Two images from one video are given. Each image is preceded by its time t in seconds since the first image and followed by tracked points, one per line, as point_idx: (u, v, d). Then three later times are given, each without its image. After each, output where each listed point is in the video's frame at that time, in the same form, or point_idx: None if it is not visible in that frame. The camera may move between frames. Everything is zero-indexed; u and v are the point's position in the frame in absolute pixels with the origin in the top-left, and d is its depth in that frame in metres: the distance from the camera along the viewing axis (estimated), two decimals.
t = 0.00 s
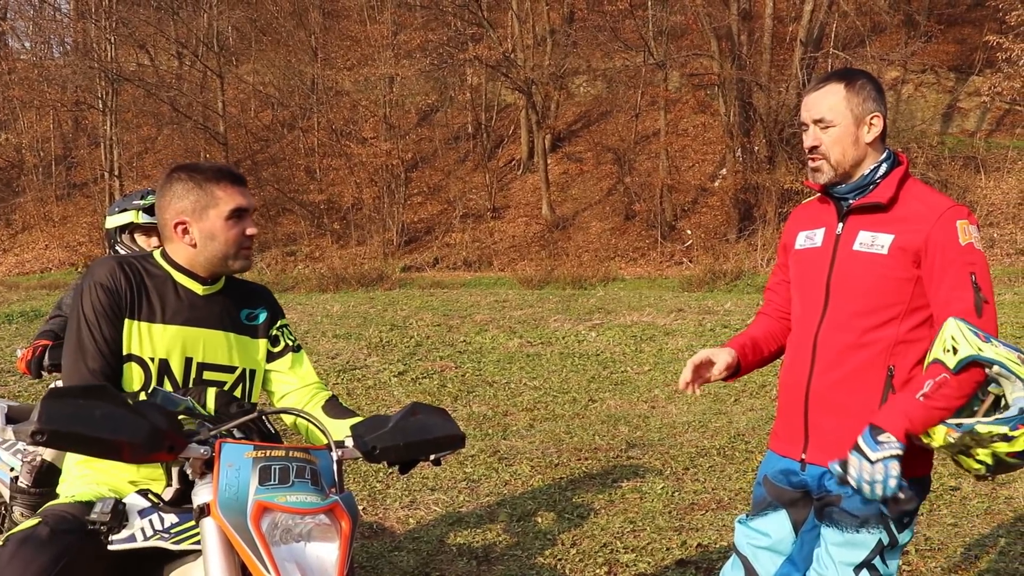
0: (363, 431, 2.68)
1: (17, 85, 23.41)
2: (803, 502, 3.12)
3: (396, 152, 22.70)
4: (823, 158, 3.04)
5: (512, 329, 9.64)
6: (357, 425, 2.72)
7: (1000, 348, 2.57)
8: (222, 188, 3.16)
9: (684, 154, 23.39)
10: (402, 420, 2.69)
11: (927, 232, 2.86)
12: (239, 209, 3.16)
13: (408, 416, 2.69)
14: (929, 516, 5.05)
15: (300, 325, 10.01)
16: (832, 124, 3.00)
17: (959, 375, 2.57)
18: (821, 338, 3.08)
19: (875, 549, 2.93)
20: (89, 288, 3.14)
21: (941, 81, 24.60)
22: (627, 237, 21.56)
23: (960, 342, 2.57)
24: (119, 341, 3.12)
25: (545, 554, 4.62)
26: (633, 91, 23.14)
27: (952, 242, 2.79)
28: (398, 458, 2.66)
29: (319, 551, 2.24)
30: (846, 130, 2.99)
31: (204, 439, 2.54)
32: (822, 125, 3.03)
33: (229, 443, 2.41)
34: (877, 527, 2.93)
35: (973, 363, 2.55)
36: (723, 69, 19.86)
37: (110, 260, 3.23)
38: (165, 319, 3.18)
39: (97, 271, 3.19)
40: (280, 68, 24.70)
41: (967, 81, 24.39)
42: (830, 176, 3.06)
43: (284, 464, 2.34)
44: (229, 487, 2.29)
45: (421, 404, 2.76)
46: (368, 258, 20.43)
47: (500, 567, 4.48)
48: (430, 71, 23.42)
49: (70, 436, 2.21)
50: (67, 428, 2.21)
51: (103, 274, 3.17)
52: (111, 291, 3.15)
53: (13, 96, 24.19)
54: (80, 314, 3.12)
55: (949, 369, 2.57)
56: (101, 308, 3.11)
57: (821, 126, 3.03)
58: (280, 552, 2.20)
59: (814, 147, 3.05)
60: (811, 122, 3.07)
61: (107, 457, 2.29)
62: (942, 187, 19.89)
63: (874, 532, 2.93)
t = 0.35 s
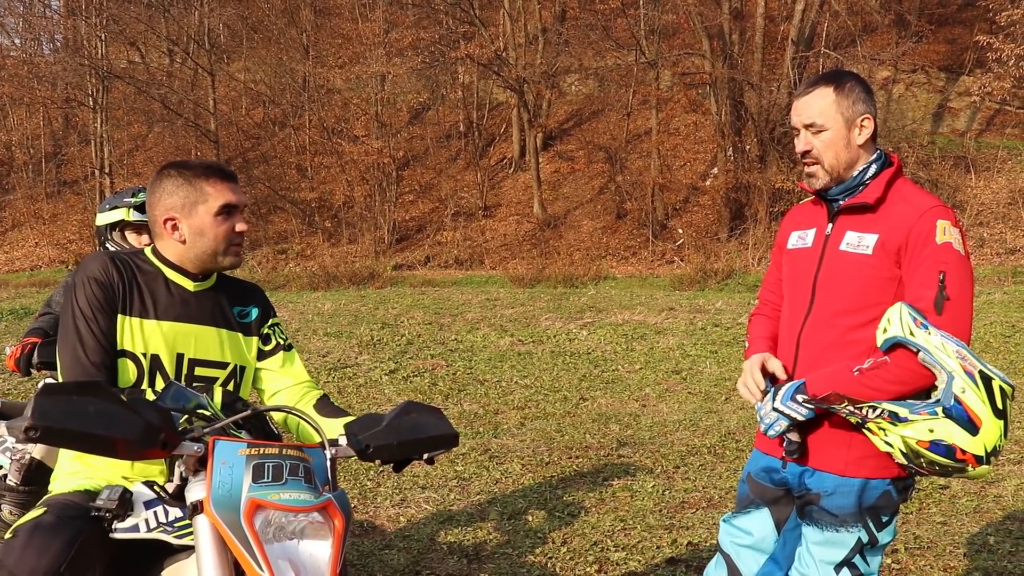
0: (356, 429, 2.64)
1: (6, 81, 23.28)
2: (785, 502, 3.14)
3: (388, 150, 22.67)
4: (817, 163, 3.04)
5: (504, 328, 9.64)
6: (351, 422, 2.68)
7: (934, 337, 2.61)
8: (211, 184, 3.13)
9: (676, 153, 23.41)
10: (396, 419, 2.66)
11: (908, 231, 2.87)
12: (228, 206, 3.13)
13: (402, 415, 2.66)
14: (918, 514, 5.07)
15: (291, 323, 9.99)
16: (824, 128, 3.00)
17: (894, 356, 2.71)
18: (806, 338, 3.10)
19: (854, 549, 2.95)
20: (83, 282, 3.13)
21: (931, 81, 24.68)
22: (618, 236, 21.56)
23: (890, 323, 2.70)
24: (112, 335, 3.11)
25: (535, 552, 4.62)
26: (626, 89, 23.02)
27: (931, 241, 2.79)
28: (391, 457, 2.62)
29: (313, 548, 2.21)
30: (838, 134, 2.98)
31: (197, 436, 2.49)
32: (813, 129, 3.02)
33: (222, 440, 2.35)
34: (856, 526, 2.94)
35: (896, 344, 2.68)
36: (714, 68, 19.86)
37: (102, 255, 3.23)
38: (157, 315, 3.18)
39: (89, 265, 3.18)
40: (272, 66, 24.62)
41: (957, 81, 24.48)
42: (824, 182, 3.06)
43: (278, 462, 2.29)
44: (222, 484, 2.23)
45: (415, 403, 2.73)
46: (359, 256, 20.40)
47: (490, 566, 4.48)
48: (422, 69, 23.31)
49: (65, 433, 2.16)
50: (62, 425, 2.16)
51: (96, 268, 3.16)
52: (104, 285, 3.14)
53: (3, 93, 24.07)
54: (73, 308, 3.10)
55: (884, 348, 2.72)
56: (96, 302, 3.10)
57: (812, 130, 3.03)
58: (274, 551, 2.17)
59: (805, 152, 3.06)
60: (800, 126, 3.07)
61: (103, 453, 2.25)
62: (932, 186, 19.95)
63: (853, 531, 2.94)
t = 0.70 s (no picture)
0: (372, 427, 2.58)
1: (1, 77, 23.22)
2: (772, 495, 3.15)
3: (384, 146, 22.64)
4: (804, 161, 3.05)
5: (500, 324, 9.64)
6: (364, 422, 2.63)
7: (915, 335, 2.59)
8: (205, 182, 3.11)
9: (671, 149, 23.38)
10: (410, 420, 2.61)
11: (890, 225, 2.86)
12: (222, 205, 3.11)
13: (415, 417, 2.61)
14: (915, 510, 5.07)
15: (287, 319, 9.99)
16: (809, 126, 3.00)
17: (875, 353, 2.69)
18: (792, 332, 3.12)
19: (838, 543, 2.94)
20: (78, 287, 3.11)
21: (928, 78, 24.67)
22: (615, 232, 21.55)
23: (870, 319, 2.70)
24: (111, 338, 3.10)
25: (531, 548, 4.62)
26: (621, 86, 22.96)
27: (910, 235, 2.78)
28: (405, 458, 2.57)
29: (328, 543, 2.20)
30: (823, 132, 2.98)
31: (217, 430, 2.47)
32: (800, 127, 3.02)
33: (243, 434, 2.35)
34: (839, 520, 2.93)
35: (876, 341, 2.68)
36: (711, 64, 19.83)
37: (96, 257, 3.21)
38: (155, 315, 3.17)
39: (85, 269, 3.15)
40: (268, 62, 24.53)
41: (953, 77, 24.49)
42: (813, 178, 3.07)
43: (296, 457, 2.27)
44: (242, 478, 2.23)
45: (428, 405, 2.69)
46: (355, 252, 20.35)
47: (486, 562, 4.48)
48: (418, 65, 23.32)
49: (91, 419, 2.19)
50: (89, 411, 2.19)
51: (91, 272, 3.14)
52: (101, 289, 3.12)
53: None
54: (69, 313, 3.07)
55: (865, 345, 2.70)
56: (93, 306, 3.08)
57: (798, 129, 3.03)
58: (290, 544, 2.16)
59: (792, 150, 3.06)
60: (787, 125, 3.07)
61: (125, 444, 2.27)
62: (928, 182, 19.98)
63: (837, 525, 2.94)
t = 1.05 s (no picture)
0: (392, 430, 2.57)
1: None
2: (769, 496, 3.15)
3: (382, 145, 22.67)
4: (783, 162, 3.09)
5: (497, 322, 9.65)
6: (383, 425, 2.62)
7: (919, 325, 2.60)
8: (203, 208, 2.87)
9: (670, 147, 23.36)
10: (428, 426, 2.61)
11: (881, 218, 2.86)
12: (208, 237, 2.89)
13: (433, 423, 2.61)
14: (913, 510, 5.07)
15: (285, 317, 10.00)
16: (787, 128, 3.03)
17: (879, 345, 2.69)
18: (786, 330, 3.12)
19: (837, 542, 2.93)
20: (86, 279, 3.08)
21: (926, 77, 24.68)
22: (613, 230, 21.55)
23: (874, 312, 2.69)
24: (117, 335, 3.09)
25: (529, 547, 4.62)
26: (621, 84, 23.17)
27: (903, 227, 2.78)
28: (422, 463, 2.56)
29: (347, 541, 2.19)
30: (800, 134, 3.01)
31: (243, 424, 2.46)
32: (779, 129, 3.05)
33: (269, 430, 2.35)
34: (838, 519, 2.93)
35: (880, 334, 2.67)
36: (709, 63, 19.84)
37: (105, 251, 3.18)
38: (163, 312, 3.16)
39: (92, 262, 3.12)
40: (266, 60, 24.45)
41: (951, 76, 24.51)
42: (795, 178, 3.09)
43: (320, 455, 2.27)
44: (266, 473, 2.22)
45: (445, 413, 2.69)
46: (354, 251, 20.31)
47: (484, 561, 4.48)
48: (416, 63, 23.30)
49: (127, 409, 2.19)
50: (124, 400, 2.19)
51: (99, 265, 3.11)
52: (110, 282, 3.09)
53: None
54: (73, 307, 3.04)
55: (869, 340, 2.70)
56: (102, 300, 3.05)
57: (779, 132, 3.05)
58: (312, 541, 2.15)
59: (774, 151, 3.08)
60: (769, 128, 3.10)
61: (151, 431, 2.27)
62: (926, 182, 19.98)
63: (836, 524, 2.93)
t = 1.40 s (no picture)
0: (388, 425, 2.57)
1: None
2: (766, 494, 3.14)
3: (380, 142, 22.71)
4: (779, 157, 3.08)
5: (496, 320, 9.66)
6: (380, 420, 2.62)
7: (923, 324, 2.61)
8: (192, 208, 2.84)
9: (668, 145, 23.36)
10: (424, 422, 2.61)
11: (880, 217, 2.87)
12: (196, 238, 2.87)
13: (429, 419, 2.61)
14: (910, 507, 5.08)
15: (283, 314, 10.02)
16: (784, 124, 3.03)
17: (882, 345, 2.68)
18: (782, 330, 3.12)
19: (835, 540, 2.94)
20: (85, 275, 3.07)
21: (925, 74, 24.68)
22: (611, 228, 21.58)
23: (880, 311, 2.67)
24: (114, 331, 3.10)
25: (527, 544, 4.63)
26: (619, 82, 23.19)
27: (903, 226, 2.78)
28: (420, 458, 2.56)
29: (344, 537, 2.19)
30: (795, 130, 3.02)
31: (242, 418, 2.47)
32: (776, 125, 3.06)
33: (265, 425, 2.35)
34: (835, 517, 2.94)
35: (883, 333, 2.67)
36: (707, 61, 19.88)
37: (104, 244, 3.17)
38: (162, 309, 3.17)
39: (91, 257, 3.12)
40: (264, 57, 24.43)
41: (949, 74, 24.53)
42: (791, 175, 3.08)
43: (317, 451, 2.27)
44: (263, 468, 2.23)
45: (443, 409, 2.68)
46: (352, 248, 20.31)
47: (482, 558, 4.48)
48: (415, 61, 23.34)
49: (125, 403, 2.20)
50: (122, 394, 2.20)
51: (98, 261, 3.10)
52: (109, 278, 3.09)
53: None
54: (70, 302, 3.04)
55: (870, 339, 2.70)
56: (99, 296, 3.05)
57: (776, 128, 3.06)
58: (309, 536, 2.15)
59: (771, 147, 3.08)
60: (768, 124, 3.11)
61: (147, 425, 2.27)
62: (924, 179, 19.98)
63: (833, 522, 2.94)
